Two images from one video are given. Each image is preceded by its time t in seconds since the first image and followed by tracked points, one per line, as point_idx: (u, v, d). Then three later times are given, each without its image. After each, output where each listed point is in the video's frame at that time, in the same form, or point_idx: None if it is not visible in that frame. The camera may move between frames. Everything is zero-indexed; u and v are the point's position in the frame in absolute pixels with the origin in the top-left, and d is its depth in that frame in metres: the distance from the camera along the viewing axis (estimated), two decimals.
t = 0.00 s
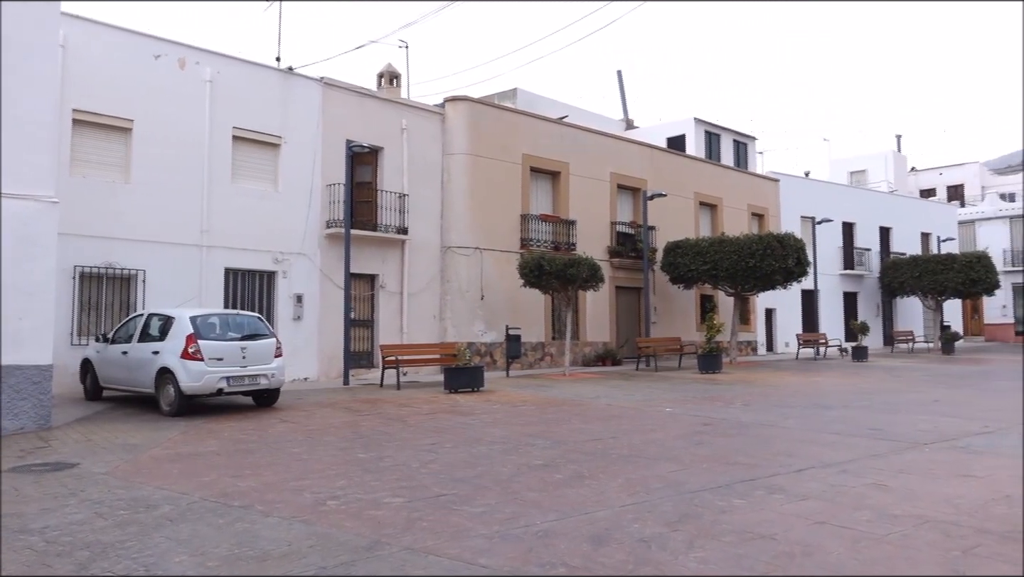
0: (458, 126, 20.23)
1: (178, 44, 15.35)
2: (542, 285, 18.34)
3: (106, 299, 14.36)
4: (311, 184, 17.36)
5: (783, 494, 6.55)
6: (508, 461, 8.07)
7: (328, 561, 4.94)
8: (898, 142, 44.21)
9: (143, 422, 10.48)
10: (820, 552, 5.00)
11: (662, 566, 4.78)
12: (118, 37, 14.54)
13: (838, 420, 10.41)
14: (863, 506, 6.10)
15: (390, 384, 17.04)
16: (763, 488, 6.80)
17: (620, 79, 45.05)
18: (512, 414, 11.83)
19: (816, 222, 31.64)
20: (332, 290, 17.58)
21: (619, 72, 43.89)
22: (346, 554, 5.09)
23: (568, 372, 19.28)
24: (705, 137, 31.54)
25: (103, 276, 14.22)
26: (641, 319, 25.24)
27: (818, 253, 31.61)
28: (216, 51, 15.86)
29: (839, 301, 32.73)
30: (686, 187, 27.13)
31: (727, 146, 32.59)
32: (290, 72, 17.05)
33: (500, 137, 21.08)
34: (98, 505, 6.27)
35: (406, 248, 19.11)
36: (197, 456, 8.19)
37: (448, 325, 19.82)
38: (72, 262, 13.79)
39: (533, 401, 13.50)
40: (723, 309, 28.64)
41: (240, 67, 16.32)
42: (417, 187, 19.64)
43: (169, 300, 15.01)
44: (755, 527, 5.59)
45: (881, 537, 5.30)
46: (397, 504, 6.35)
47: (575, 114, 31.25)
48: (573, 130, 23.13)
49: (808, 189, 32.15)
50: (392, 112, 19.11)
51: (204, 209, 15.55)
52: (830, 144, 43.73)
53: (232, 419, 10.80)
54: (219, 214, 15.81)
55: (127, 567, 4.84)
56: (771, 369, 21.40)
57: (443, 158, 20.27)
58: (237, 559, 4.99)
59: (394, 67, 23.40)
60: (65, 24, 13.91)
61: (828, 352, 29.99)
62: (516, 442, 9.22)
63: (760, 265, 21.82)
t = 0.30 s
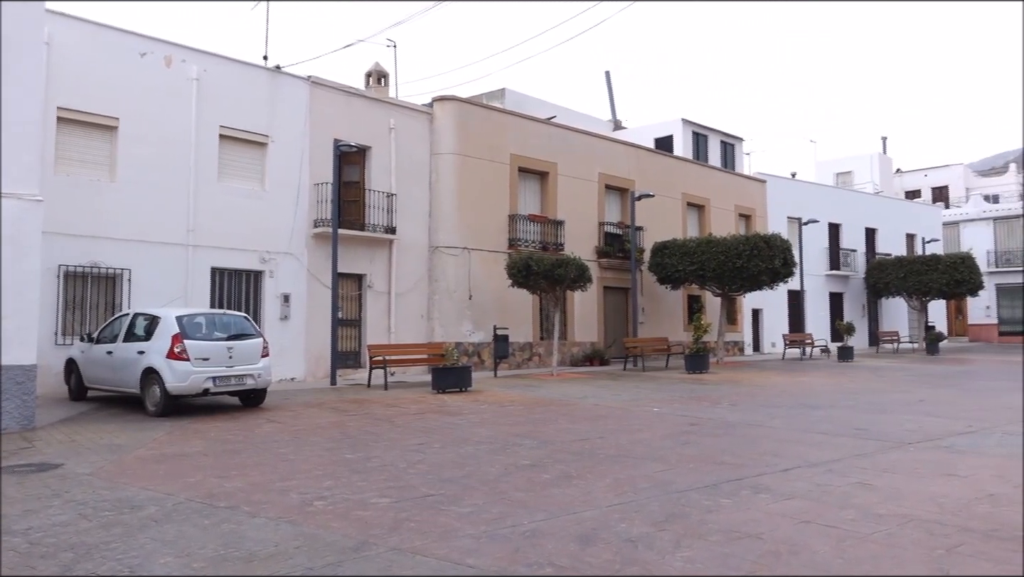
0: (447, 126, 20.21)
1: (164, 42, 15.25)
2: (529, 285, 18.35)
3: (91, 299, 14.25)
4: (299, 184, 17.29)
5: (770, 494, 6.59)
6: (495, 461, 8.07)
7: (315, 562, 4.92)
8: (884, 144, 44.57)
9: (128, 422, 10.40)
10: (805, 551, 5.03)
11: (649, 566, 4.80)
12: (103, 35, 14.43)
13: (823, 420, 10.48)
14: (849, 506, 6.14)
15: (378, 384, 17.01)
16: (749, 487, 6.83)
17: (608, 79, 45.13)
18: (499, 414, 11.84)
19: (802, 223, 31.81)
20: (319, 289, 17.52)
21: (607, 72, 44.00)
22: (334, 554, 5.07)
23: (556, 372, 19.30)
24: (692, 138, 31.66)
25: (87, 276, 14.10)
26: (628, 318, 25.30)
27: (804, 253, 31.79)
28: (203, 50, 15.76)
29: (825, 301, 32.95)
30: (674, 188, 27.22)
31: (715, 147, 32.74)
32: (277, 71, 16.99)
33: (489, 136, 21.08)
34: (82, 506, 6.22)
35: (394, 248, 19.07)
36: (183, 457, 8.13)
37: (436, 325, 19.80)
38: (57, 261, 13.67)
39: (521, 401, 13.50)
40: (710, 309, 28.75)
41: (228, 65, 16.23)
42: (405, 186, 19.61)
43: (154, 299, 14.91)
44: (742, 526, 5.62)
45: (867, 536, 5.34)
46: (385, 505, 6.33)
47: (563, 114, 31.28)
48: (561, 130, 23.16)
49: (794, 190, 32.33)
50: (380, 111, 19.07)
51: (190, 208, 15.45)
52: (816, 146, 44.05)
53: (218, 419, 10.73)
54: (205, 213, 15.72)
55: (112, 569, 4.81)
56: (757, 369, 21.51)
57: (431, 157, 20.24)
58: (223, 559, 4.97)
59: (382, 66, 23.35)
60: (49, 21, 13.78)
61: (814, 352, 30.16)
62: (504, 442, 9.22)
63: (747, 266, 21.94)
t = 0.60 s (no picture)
0: (435, 126, 20.19)
1: (151, 40, 15.13)
2: (517, 285, 18.35)
3: (76, 298, 14.13)
4: (286, 183, 17.22)
5: (756, 493, 6.62)
6: (483, 461, 8.08)
7: (302, 563, 4.90)
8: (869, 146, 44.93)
9: (113, 423, 10.33)
10: (792, 550, 5.06)
11: (636, 565, 4.82)
12: (89, 33, 14.31)
13: (809, 420, 10.55)
14: (835, 505, 6.17)
15: (365, 384, 16.97)
16: (736, 487, 6.86)
17: (596, 80, 45.17)
18: (487, 414, 11.84)
19: (788, 223, 31.96)
20: (307, 289, 17.46)
21: (596, 73, 44.08)
22: (321, 555, 5.05)
23: (544, 372, 19.33)
24: (680, 139, 31.78)
25: (72, 275, 13.99)
26: (616, 318, 25.35)
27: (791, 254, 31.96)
28: (190, 48, 15.67)
29: (811, 302, 33.13)
30: (662, 188, 27.29)
31: (702, 148, 32.87)
32: (265, 70, 16.92)
33: (477, 137, 21.07)
34: (67, 507, 6.17)
35: (381, 248, 19.03)
36: (169, 457, 8.09)
37: (423, 325, 19.78)
38: (41, 260, 13.54)
39: (509, 401, 13.52)
40: (697, 309, 28.87)
41: (215, 64, 16.15)
42: (393, 186, 19.57)
43: (140, 299, 14.81)
44: (729, 525, 5.64)
45: (852, 535, 5.38)
46: (372, 505, 6.32)
47: (551, 114, 31.31)
48: (550, 131, 23.19)
49: (781, 191, 32.47)
50: (368, 110, 19.03)
51: (177, 207, 15.35)
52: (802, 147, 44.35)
53: (204, 420, 10.67)
54: (191, 213, 15.62)
55: (97, 570, 4.78)
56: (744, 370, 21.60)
57: (419, 157, 20.21)
58: (209, 560, 4.94)
59: (370, 65, 23.29)
60: (35, 18, 13.66)
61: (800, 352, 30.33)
62: (492, 442, 9.23)
63: (733, 266, 22.05)
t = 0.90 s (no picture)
0: (423, 125, 20.15)
1: (137, 38, 15.02)
2: (505, 285, 18.36)
3: (60, 297, 13.99)
4: (274, 182, 17.14)
5: (743, 493, 6.65)
6: (470, 461, 8.08)
7: (288, 564, 4.88)
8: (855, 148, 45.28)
9: (98, 423, 10.25)
10: (777, 549, 5.09)
11: (623, 565, 4.83)
12: (74, 31, 14.17)
13: (795, 420, 10.62)
14: (821, 505, 6.21)
15: (352, 384, 16.93)
16: (723, 487, 6.89)
17: (584, 80, 45.22)
18: (475, 414, 11.84)
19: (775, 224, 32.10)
20: (294, 289, 17.40)
21: (584, 73, 44.13)
22: (307, 556, 5.03)
23: (532, 372, 19.36)
24: (667, 140, 31.90)
25: (56, 274, 13.85)
26: (604, 318, 25.40)
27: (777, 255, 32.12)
28: (177, 47, 15.57)
29: (798, 302, 33.31)
30: (649, 189, 27.36)
31: (690, 149, 33.01)
32: (252, 69, 16.84)
33: (465, 136, 21.04)
34: (50, 509, 6.11)
35: (369, 247, 18.98)
36: (154, 458, 8.03)
37: (411, 325, 19.74)
38: (25, 260, 13.41)
39: (496, 401, 13.53)
40: (684, 309, 28.97)
41: (202, 63, 16.05)
42: (381, 186, 19.53)
43: (125, 298, 14.70)
44: (715, 525, 5.66)
45: (837, 534, 5.41)
46: (359, 506, 6.29)
47: (539, 114, 31.33)
48: (538, 131, 23.20)
49: (768, 192, 32.62)
50: (356, 110, 18.98)
51: (162, 206, 15.24)
52: (789, 148, 44.63)
53: (189, 421, 10.60)
54: (176, 212, 15.51)
55: (81, 572, 4.73)
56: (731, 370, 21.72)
57: (407, 157, 20.17)
58: (194, 562, 4.91)
59: (358, 64, 23.24)
60: (19, 16, 13.52)
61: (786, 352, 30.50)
62: (479, 442, 9.23)
63: (720, 267, 22.13)
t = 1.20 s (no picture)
0: (410, 125, 20.11)
1: (120, 35, 14.87)
2: (492, 285, 18.35)
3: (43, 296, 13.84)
4: (259, 181, 17.06)
5: (728, 492, 6.69)
6: (457, 461, 8.08)
7: (274, 565, 4.86)
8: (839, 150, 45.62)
9: (81, 424, 10.16)
10: (762, 548, 5.12)
11: (608, 564, 4.85)
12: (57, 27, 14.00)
13: (780, 419, 10.69)
14: (805, 504, 6.26)
15: (338, 384, 16.87)
16: (709, 486, 6.93)
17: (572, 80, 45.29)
18: (461, 414, 11.85)
19: (761, 225, 32.27)
20: (279, 288, 17.32)
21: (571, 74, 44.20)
22: (292, 557, 5.01)
23: (518, 372, 19.37)
24: (654, 141, 32.02)
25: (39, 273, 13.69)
26: (590, 319, 25.45)
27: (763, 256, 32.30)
28: (162, 44, 15.45)
29: (783, 302, 33.51)
30: (636, 190, 27.44)
31: (676, 150, 33.14)
32: (238, 67, 16.74)
33: (452, 136, 21.02)
34: (32, 510, 6.05)
35: (355, 247, 18.92)
36: (139, 459, 7.97)
37: (397, 325, 19.68)
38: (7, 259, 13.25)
39: (483, 402, 13.54)
40: (670, 309, 29.07)
41: (187, 62, 15.93)
42: (368, 186, 19.47)
43: (108, 298, 14.59)
44: (700, 525, 5.69)
45: (820, 533, 5.45)
46: (345, 507, 6.27)
47: (526, 114, 31.35)
48: (525, 131, 23.21)
49: (755, 193, 32.79)
50: (342, 109, 18.92)
51: (146, 205, 15.13)
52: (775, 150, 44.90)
53: (174, 422, 10.53)
54: (161, 211, 15.40)
55: (63, 574, 4.69)
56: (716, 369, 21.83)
57: (393, 156, 20.12)
58: (177, 563, 4.88)
59: (344, 63, 23.17)
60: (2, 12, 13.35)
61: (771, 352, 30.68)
62: (466, 443, 9.24)
63: (706, 267, 22.24)
